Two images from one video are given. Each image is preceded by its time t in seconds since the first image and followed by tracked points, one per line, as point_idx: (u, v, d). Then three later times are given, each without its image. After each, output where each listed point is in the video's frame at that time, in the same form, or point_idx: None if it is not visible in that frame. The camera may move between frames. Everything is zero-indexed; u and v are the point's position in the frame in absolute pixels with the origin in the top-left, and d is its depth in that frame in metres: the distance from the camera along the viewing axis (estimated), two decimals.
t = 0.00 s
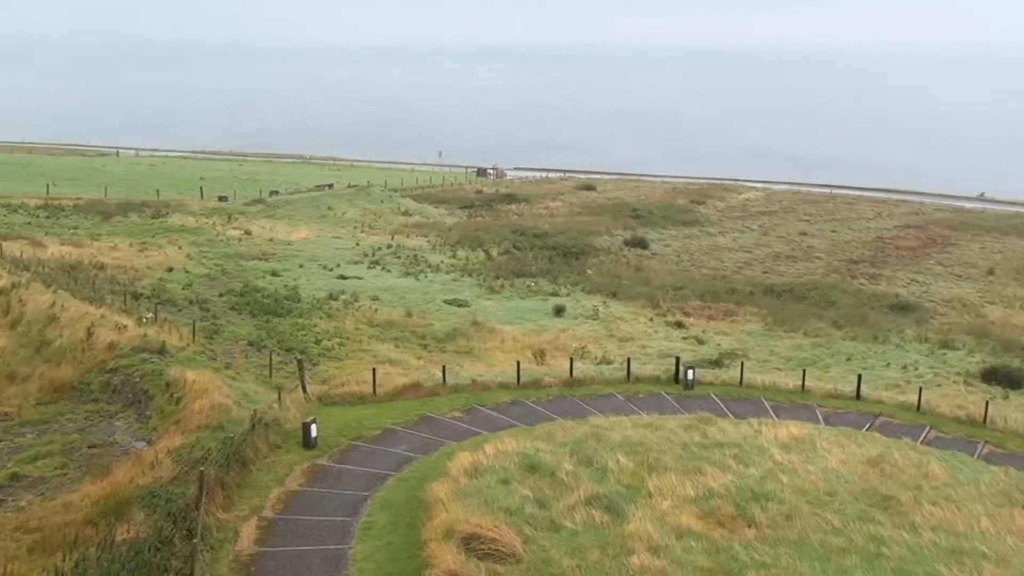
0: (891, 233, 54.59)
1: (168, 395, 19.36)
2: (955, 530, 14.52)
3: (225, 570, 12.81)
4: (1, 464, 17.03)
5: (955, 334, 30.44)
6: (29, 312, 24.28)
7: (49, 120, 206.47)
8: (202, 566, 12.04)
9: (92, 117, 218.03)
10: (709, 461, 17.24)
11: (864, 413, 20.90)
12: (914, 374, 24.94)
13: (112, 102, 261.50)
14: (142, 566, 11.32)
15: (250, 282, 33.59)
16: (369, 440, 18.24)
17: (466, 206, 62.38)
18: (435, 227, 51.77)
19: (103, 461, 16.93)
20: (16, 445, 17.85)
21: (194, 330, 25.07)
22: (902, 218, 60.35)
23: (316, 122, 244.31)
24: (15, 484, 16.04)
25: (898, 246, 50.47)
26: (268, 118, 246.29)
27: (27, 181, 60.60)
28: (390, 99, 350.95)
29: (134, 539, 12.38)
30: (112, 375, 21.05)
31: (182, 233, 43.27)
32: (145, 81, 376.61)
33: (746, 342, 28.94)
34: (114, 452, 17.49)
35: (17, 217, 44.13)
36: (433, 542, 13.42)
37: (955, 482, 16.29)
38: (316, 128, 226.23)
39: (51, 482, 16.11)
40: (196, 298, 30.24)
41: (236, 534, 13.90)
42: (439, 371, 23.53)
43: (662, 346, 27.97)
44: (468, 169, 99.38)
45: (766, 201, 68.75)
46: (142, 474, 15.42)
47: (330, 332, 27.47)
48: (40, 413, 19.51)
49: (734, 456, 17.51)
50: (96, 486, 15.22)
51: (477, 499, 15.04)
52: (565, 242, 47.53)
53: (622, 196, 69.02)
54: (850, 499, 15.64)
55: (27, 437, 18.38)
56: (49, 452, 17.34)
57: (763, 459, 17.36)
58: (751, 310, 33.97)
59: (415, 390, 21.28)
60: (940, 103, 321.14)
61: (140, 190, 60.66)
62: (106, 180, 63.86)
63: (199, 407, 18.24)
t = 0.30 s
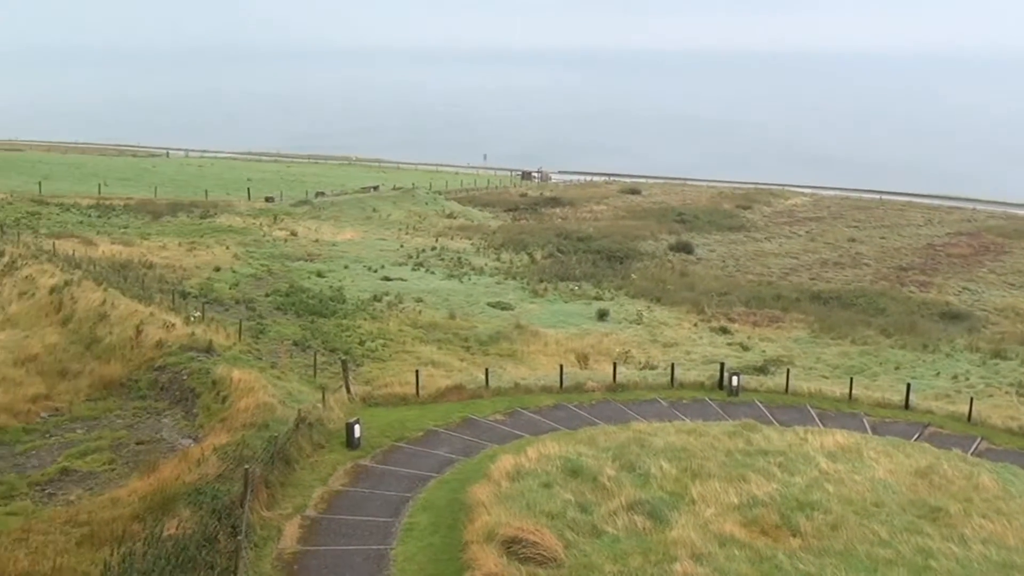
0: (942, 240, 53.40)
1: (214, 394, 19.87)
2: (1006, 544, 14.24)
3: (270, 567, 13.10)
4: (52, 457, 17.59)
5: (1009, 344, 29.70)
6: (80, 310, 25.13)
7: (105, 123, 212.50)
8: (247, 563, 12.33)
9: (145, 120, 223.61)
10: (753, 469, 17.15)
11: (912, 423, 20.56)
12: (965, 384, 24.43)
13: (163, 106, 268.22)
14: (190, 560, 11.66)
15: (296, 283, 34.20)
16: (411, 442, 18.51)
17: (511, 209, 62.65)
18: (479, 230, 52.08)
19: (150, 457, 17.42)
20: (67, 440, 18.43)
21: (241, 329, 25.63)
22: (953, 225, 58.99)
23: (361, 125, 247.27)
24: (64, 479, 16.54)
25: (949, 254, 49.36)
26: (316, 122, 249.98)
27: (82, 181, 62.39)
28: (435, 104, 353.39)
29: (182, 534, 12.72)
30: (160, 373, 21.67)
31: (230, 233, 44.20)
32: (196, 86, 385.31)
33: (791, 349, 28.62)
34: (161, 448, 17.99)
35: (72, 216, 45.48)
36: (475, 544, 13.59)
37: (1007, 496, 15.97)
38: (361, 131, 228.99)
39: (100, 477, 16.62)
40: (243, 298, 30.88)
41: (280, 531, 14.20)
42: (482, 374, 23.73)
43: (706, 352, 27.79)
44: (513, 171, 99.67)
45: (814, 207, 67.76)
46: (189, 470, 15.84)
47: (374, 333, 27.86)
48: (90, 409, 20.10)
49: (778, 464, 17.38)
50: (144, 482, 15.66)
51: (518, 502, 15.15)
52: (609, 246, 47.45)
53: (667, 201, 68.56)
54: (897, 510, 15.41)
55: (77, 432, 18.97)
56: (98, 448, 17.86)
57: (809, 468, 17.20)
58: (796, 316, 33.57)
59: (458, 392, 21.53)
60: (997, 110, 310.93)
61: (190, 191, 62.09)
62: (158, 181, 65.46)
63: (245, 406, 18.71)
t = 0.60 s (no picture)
0: (988, 248, 52.28)
1: (253, 394, 20.27)
2: None
3: (308, 567, 13.35)
4: (94, 455, 18.05)
5: None
6: (122, 310, 25.83)
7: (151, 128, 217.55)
8: (285, 564, 12.59)
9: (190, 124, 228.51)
10: (792, 478, 17.03)
11: (955, 434, 20.25)
12: (1010, 395, 23.95)
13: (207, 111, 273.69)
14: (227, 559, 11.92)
15: (334, 286, 34.67)
16: (448, 445, 18.70)
17: (549, 214, 62.79)
18: (517, 234, 52.28)
19: (189, 456, 17.82)
20: (109, 438, 18.91)
21: (280, 331, 26.06)
22: (1000, 233, 57.74)
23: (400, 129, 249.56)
24: (107, 476, 17.00)
25: (995, 262, 48.30)
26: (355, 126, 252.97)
27: (127, 184, 63.95)
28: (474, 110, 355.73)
29: (221, 532, 13.01)
30: (200, 373, 22.15)
31: (270, 235, 44.93)
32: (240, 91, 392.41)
33: (831, 357, 28.28)
34: (200, 448, 18.40)
35: (116, 218, 46.58)
36: (510, 549, 13.73)
37: None
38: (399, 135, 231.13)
39: (140, 476, 17.03)
40: (283, 300, 31.42)
41: (317, 532, 14.45)
42: (519, 378, 23.83)
43: (744, 359, 27.59)
44: (550, 176, 99.84)
45: (856, 213, 66.80)
46: (227, 470, 16.19)
47: (411, 336, 28.14)
48: (131, 407, 20.60)
49: (817, 473, 17.24)
50: (183, 481, 16.03)
51: (554, 507, 15.23)
52: (648, 251, 47.32)
53: (706, 206, 68.09)
54: (939, 522, 15.21)
55: (119, 431, 19.46)
56: (140, 447, 18.32)
57: (849, 478, 17.05)
58: (837, 324, 33.15)
59: (494, 396, 21.69)
60: None
61: (231, 193, 63.22)
62: (201, 184, 66.81)
63: (283, 408, 19.06)
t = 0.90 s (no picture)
0: None
1: (287, 398, 20.61)
2: None
3: (342, 571, 13.53)
4: (131, 457, 18.48)
5: None
6: (159, 314, 26.42)
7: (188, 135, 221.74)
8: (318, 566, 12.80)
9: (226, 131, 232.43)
10: (829, 485, 16.88)
11: (996, 443, 19.95)
12: None
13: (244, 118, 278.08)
14: (261, 562, 12.16)
15: (368, 290, 35.08)
16: (481, 450, 18.85)
17: (582, 219, 62.84)
18: (550, 239, 52.39)
19: (225, 460, 18.17)
20: (146, 441, 19.34)
21: (314, 335, 26.44)
22: None
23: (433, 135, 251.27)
24: (143, 479, 17.39)
25: None
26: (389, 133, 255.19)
27: (165, 189, 65.16)
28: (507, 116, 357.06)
29: (256, 535, 13.28)
30: (235, 377, 22.56)
31: (304, 240, 45.55)
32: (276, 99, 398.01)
33: (868, 364, 27.94)
34: (235, 451, 18.75)
35: (153, 223, 47.52)
36: (543, 555, 13.79)
37: None
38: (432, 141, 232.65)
39: (176, 479, 17.40)
40: (317, 304, 31.84)
41: (351, 536, 14.66)
42: (552, 384, 23.91)
43: (779, 366, 27.37)
44: (583, 181, 99.75)
45: (893, 218, 65.81)
46: (262, 473, 16.49)
47: (444, 341, 28.37)
48: (167, 410, 21.06)
49: (855, 481, 17.08)
50: (219, 484, 16.35)
51: (586, 513, 15.26)
52: (681, 257, 47.11)
53: (740, 211, 67.56)
54: (980, 532, 14.98)
55: (156, 433, 19.89)
56: (176, 450, 18.73)
57: (886, 486, 16.88)
58: (874, 330, 32.72)
59: (528, 401, 21.81)
60: None
61: (266, 198, 64.16)
62: (236, 189, 67.85)
63: (318, 412, 19.37)
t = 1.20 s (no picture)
0: None
1: (328, 402, 20.99)
2: None
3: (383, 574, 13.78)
4: (174, 459, 18.97)
5: None
6: (202, 317, 27.04)
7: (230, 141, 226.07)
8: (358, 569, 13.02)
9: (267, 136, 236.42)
10: (873, 493, 16.72)
11: None
12: None
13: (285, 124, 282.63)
14: (302, 565, 12.40)
15: (407, 295, 35.49)
16: (520, 455, 19.01)
17: (621, 223, 62.77)
18: (589, 243, 52.41)
19: (266, 462, 18.57)
20: (189, 443, 19.84)
21: (354, 339, 26.83)
22: None
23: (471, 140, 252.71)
24: (187, 480, 17.86)
25: None
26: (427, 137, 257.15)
27: (206, 194, 66.50)
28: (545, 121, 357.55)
29: (298, 537, 13.59)
30: (276, 381, 22.99)
31: (344, 245, 46.18)
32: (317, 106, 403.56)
33: (913, 370, 27.51)
34: (277, 454, 19.16)
35: (196, 228, 48.58)
36: (583, 560, 13.87)
37: None
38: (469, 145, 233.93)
39: (218, 480, 17.84)
40: (357, 309, 32.31)
41: (391, 540, 14.91)
42: (591, 389, 23.98)
43: (822, 372, 27.09)
44: (621, 185, 99.49)
45: (938, 223, 64.59)
46: (303, 476, 16.84)
47: (483, 346, 28.60)
48: (209, 413, 21.57)
49: (900, 490, 16.90)
50: (260, 486, 16.73)
51: (627, 519, 15.31)
52: (721, 261, 46.80)
53: (781, 215, 66.89)
54: None
55: (198, 436, 20.38)
56: (218, 452, 19.19)
57: (932, 494, 16.67)
58: (918, 336, 32.21)
59: (567, 406, 21.91)
60: None
61: (307, 203, 65.14)
62: (277, 194, 69.00)
63: (358, 415, 19.70)
